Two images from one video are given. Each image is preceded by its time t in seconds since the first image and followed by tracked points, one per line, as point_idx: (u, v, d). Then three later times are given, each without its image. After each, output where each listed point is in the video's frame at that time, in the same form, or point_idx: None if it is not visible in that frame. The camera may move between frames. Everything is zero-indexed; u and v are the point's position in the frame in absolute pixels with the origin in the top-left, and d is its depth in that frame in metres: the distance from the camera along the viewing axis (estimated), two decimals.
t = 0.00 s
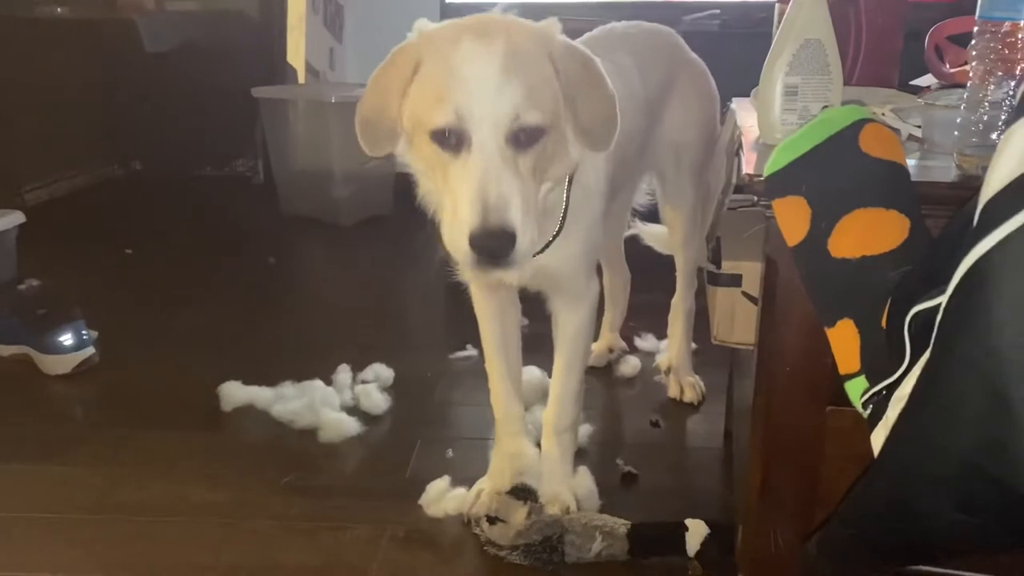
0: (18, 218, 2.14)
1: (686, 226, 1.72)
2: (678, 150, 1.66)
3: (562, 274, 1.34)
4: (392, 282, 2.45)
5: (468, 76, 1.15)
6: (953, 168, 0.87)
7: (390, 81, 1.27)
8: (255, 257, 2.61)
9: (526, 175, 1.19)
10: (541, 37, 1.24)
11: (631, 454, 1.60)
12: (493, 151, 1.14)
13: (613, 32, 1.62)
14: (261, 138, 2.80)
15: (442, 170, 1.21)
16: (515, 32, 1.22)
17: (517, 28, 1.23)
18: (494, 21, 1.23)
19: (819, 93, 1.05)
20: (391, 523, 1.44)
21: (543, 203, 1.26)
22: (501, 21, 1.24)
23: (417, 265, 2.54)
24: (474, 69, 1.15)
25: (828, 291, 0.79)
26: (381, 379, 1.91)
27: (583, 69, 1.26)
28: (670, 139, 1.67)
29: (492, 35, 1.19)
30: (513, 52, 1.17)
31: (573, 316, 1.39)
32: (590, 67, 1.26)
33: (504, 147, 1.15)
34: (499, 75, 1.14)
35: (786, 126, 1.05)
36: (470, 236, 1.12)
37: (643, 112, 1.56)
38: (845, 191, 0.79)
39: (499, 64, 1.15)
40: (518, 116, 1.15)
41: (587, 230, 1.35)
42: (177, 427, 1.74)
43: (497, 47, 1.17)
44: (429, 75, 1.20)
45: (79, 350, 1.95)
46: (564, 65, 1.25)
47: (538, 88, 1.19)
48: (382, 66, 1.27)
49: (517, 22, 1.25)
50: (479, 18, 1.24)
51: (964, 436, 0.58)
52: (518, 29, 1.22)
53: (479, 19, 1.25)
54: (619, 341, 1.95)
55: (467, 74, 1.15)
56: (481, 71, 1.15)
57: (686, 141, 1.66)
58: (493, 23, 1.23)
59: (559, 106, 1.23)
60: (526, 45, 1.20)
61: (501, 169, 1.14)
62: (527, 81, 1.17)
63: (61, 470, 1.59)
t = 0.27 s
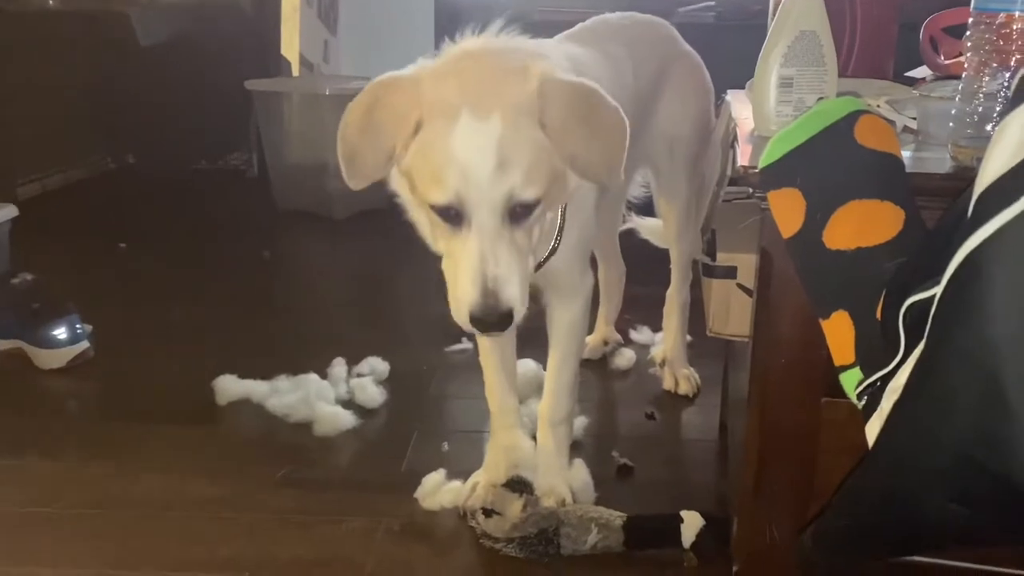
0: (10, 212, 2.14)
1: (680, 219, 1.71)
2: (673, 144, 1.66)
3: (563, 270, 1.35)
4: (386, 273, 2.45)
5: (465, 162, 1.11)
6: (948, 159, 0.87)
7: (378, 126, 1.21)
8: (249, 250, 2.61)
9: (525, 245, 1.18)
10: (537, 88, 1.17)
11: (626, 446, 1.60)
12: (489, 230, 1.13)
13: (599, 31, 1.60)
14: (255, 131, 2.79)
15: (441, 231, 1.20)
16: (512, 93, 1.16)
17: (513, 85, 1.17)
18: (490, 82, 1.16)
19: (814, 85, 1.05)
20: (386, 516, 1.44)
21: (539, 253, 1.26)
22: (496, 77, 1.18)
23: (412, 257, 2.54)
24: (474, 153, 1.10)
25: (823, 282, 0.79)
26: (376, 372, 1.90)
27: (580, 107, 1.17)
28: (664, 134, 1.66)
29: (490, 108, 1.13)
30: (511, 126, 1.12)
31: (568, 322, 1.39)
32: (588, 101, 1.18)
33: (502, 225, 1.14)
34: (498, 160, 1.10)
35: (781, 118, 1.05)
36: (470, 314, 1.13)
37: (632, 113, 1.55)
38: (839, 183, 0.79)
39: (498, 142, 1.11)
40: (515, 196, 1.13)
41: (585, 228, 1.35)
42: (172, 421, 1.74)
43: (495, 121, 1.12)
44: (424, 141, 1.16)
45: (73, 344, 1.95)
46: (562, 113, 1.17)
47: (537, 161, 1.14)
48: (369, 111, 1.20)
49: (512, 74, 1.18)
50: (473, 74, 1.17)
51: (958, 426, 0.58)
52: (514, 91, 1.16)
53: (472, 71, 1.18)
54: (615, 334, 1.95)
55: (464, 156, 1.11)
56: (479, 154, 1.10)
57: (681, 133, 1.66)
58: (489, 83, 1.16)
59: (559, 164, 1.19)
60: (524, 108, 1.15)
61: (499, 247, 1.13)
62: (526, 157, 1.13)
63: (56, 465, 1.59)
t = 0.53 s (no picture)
0: (4, 202, 2.12)
1: (676, 207, 1.71)
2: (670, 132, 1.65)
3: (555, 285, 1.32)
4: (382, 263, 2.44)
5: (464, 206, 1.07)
6: (944, 145, 0.87)
7: (372, 149, 1.17)
8: (244, 240, 2.60)
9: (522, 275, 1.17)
10: (538, 123, 1.12)
11: (622, 433, 1.60)
12: (492, 271, 1.11)
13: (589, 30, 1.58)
14: (249, 119, 2.78)
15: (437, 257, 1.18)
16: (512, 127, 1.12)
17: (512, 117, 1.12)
18: (491, 116, 1.11)
19: (810, 71, 1.05)
20: (382, 504, 1.44)
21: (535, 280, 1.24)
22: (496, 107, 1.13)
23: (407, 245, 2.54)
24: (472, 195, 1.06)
25: (818, 268, 0.79)
26: (372, 361, 1.90)
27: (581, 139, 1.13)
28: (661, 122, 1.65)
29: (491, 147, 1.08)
30: (511, 168, 1.08)
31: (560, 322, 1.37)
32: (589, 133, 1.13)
33: (506, 265, 1.12)
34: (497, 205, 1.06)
35: (778, 104, 1.05)
36: (471, 343, 1.13)
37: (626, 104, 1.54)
38: (836, 167, 0.78)
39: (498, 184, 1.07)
40: (519, 242, 1.10)
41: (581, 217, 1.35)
42: (168, 410, 1.74)
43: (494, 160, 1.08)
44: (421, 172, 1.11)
45: (68, 334, 1.94)
46: (562, 150, 1.13)
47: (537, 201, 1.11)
48: (363, 133, 1.16)
49: (513, 105, 1.13)
50: (472, 104, 1.12)
51: (955, 407, 0.56)
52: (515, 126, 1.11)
53: (470, 99, 1.13)
54: (610, 322, 1.95)
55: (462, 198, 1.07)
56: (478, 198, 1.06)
57: (676, 120, 1.65)
58: (489, 114, 1.11)
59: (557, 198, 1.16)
60: (525, 146, 1.10)
61: (501, 284, 1.12)
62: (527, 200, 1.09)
63: (51, 454, 1.59)
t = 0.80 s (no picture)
0: None
1: (671, 196, 1.73)
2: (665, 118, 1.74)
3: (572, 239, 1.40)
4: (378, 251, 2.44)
5: (507, 388, 1.29)
6: (941, 132, 0.87)
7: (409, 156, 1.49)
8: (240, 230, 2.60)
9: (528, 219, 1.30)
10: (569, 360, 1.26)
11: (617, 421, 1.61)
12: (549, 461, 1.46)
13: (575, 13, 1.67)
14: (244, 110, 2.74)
15: (448, 237, 1.35)
16: (514, 116, 1.38)
17: (513, 112, 1.39)
18: (530, 322, 1.23)
19: (807, 58, 1.04)
20: (379, 493, 1.45)
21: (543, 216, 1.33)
22: (497, 108, 1.38)
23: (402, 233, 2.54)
24: (495, 174, 1.33)
25: (813, 255, 0.79)
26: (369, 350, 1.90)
27: (601, 335, 1.26)
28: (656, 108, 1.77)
29: (530, 365, 1.26)
30: (543, 368, 1.27)
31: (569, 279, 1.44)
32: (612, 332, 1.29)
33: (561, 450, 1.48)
34: (514, 217, 1.30)
35: (775, 92, 1.04)
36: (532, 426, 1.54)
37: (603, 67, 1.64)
38: (832, 154, 0.78)
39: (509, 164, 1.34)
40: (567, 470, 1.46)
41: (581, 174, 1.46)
42: (164, 400, 1.73)
43: (504, 147, 1.35)
44: (438, 158, 1.39)
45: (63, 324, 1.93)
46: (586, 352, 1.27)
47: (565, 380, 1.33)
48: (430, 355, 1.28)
49: (549, 307, 1.23)
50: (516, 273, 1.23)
51: (952, 391, 0.56)
52: (550, 324, 1.24)
53: (477, 94, 1.39)
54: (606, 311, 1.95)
55: (482, 182, 1.33)
56: (497, 176, 1.33)
57: (671, 112, 1.77)
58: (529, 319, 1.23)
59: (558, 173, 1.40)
60: (559, 353, 1.25)
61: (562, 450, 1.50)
62: (536, 194, 1.34)
63: (49, 445, 1.59)
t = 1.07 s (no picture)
0: None
1: (667, 183, 1.74)
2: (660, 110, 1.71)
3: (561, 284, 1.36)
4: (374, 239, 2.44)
5: (464, 426, 1.20)
6: (939, 116, 0.86)
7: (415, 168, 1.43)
8: (236, 218, 2.59)
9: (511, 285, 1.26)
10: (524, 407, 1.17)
11: (614, 409, 1.60)
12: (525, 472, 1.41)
13: (596, 25, 1.60)
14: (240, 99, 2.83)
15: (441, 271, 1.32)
16: (518, 155, 1.31)
17: (520, 149, 1.32)
18: (489, 376, 1.15)
19: (804, 42, 1.04)
20: (376, 482, 1.44)
21: (530, 279, 1.29)
22: (505, 143, 1.31)
23: (397, 221, 2.53)
24: (488, 220, 1.27)
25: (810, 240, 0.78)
26: (365, 338, 1.90)
27: (559, 387, 1.18)
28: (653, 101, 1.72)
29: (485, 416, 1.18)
30: (504, 418, 1.18)
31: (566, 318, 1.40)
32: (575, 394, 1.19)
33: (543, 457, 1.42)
34: (494, 283, 1.25)
35: (772, 76, 1.03)
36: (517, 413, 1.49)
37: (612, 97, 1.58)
38: (830, 138, 0.78)
39: (506, 213, 1.28)
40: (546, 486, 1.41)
41: (586, 209, 1.41)
42: (160, 388, 1.73)
43: (504, 187, 1.29)
44: (439, 185, 1.33)
45: (59, 313, 1.93)
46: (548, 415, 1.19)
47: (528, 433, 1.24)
48: (387, 382, 1.20)
49: (510, 368, 1.16)
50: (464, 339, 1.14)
51: (950, 376, 0.56)
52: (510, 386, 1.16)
53: (486, 125, 1.32)
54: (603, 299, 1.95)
55: (477, 224, 1.27)
56: (491, 220, 1.27)
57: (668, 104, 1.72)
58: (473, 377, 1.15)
59: (559, 213, 1.35)
60: (518, 405, 1.17)
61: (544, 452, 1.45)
62: (527, 248, 1.28)
63: (45, 434, 1.58)
